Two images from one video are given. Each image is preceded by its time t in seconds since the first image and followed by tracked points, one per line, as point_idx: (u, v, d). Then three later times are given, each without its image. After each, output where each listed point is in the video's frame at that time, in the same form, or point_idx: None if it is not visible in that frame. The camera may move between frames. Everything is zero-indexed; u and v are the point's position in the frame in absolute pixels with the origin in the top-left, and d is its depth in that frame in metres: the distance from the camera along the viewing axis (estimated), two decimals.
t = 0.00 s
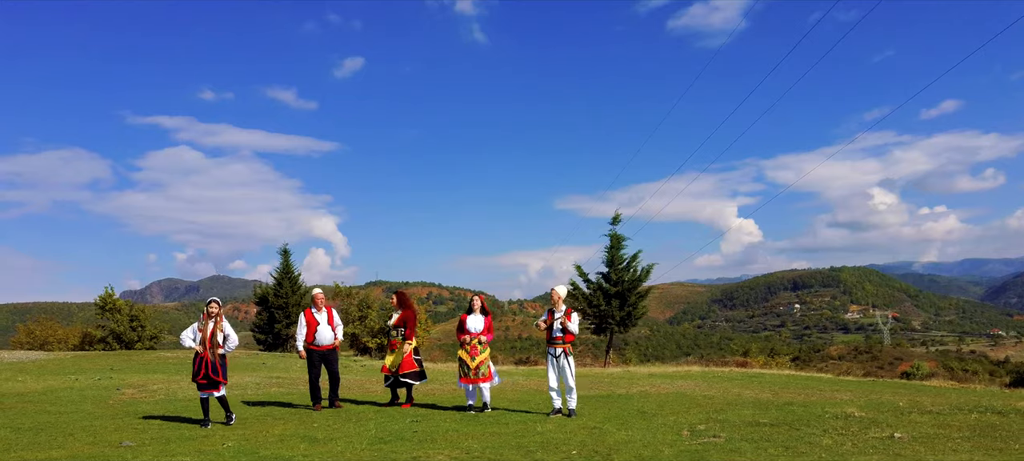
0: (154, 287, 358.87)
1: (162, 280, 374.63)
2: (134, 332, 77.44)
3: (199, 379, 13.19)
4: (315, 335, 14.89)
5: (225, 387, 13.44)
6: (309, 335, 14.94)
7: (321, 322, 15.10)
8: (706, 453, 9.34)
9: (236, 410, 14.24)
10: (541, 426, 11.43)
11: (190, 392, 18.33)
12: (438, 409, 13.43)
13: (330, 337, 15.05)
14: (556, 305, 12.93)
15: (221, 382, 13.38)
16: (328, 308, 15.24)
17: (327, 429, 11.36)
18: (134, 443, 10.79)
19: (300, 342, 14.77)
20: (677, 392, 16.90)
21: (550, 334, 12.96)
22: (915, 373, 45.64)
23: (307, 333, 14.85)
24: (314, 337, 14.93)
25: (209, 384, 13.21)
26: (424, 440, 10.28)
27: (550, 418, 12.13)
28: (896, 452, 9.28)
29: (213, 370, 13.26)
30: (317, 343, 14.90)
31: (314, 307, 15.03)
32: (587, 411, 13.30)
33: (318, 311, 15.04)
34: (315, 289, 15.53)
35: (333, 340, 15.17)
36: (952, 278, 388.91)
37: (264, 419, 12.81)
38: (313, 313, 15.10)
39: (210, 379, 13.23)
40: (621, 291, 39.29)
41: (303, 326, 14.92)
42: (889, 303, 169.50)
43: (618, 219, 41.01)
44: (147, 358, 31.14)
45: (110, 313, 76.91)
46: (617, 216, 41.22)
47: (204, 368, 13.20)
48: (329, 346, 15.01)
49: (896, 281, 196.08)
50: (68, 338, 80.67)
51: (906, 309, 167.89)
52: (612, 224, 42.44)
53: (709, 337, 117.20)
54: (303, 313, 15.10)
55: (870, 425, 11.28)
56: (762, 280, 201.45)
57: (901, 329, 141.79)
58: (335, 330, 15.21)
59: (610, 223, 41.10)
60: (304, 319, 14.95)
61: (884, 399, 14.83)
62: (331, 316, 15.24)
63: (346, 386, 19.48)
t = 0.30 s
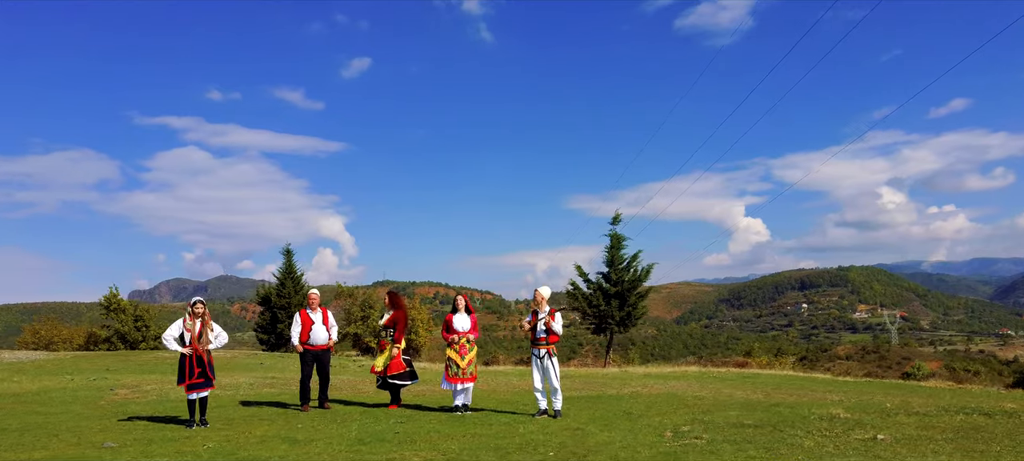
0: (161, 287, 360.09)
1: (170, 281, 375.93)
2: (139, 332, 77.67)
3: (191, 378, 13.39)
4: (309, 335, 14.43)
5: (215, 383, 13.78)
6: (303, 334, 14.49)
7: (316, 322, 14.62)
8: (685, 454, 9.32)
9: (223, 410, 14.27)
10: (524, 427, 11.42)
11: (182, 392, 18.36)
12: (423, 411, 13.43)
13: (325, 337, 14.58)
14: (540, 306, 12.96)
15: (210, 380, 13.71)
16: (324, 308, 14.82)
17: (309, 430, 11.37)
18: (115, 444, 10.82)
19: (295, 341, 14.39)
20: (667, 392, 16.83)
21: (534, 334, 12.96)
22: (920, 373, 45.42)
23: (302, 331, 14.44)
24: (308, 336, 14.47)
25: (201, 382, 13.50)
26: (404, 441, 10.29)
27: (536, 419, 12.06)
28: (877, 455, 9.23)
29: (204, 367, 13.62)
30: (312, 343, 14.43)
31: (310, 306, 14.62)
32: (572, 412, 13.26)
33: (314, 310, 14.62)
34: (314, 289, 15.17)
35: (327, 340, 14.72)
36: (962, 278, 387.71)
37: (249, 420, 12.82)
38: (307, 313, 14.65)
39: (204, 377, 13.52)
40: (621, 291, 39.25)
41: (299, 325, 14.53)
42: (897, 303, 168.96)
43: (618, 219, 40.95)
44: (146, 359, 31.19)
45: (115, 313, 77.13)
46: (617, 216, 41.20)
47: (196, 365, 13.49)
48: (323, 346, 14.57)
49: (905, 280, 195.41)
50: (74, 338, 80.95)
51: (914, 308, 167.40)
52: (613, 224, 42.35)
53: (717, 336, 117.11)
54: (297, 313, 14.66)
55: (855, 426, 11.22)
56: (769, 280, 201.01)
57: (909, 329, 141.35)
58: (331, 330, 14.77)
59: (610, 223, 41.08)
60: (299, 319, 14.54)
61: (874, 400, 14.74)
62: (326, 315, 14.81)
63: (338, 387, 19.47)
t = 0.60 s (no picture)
0: (170, 287, 361.12)
1: (178, 281, 377.06)
2: (144, 332, 77.78)
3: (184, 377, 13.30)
4: (304, 335, 14.18)
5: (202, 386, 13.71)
6: (299, 335, 14.25)
7: (311, 323, 14.39)
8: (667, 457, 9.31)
9: (213, 412, 14.21)
10: (509, 428, 11.39)
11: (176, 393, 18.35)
12: (412, 412, 13.40)
13: (319, 338, 14.29)
14: (525, 307, 13.03)
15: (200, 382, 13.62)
16: (320, 310, 14.58)
17: (294, 432, 11.35)
18: (101, 445, 10.82)
19: (289, 341, 14.12)
20: (659, 393, 16.78)
21: (520, 335, 13.02)
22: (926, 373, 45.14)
23: (297, 332, 14.18)
24: (303, 337, 14.23)
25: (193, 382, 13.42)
26: (388, 442, 10.27)
27: (522, 421, 12.03)
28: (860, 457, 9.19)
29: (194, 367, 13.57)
30: (307, 343, 14.19)
31: (306, 307, 14.41)
32: (560, 413, 13.24)
33: (310, 311, 14.40)
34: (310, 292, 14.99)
35: (322, 341, 14.46)
36: (972, 278, 385.68)
37: (239, 421, 12.82)
38: (304, 314, 14.47)
39: (195, 377, 13.46)
40: (621, 291, 39.21)
41: (294, 325, 14.24)
42: (905, 302, 168.23)
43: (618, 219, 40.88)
44: (147, 359, 31.22)
45: (120, 313, 77.27)
46: (617, 215, 41.12)
47: (189, 365, 13.46)
48: (317, 347, 14.30)
49: (913, 280, 194.57)
50: (80, 338, 81.13)
51: (923, 307, 166.67)
52: (613, 224, 42.28)
53: (725, 336, 116.73)
54: (294, 313, 14.45)
55: (842, 428, 11.17)
56: (777, 279, 200.39)
57: (917, 328, 140.81)
58: (326, 332, 14.49)
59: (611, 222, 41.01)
60: (295, 319, 14.29)
61: (866, 401, 14.66)
62: (322, 317, 14.54)
63: (331, 388, 19.44)
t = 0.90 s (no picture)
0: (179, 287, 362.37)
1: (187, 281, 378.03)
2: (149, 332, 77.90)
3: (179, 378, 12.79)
4: (295, 336, 13.37)
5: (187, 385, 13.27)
6: (288, 335, 13.45)
7: (301, 324, 13.56)
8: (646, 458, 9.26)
9: (202, 412, 14.19)
10: (493, 428, 11.36)
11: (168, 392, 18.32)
12: (400, 412, 13.34)
13: (310, 339, 13.47)
14: (512, 307, 13.01)
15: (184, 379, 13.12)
16: (313, 309, 13.77)
17: (277, 432, 11.32)
18: (82, 446, 10.81)
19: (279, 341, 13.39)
20: (651, 393, 16.72)
21: (506, 336, 13.01)
22: (930, 373, 44.92)
23: (288, 331, 13.43)
24: (294, 336, 13.42)
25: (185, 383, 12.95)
26: (368, 442, 10.22)
27: (507, 421, 11.98)
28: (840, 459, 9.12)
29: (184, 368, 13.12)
30: (297, 345, 13.37)
31: (297, 306, 13.60)
32: (547, 412, 13.22)
33: (300, 312, 13.61)
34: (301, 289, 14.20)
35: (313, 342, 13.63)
36: (982, 277, 383.87)
37: (225, 421, 12.77)
38: (295, 313, 13.66)
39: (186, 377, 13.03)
40: (622, 291, 39.16)
41: (284, 324, 13.48)
42: (914, 302, 167.51)
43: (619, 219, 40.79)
44: (147, 359, 31.21)
45: (125, 313, 77.42)
46: (618, 215, 41.08)
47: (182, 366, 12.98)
48: (307, 348, 13.47)
49: (922, 279, 193.70)
50: (86, 338, 81.32)
51: (932, 307, 166.00)
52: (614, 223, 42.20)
53: (733, 335, 116.36)
54: (285, 314, 13.66)
55: (828, 428, 11.09)
56: (785, 279, 199.82)
57: (926, 327, 140.18)
58: (318, 333, 13.65)
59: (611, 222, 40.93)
60: (285, 320, 13.54)
61: (857, 401, 14.57)
62: (315, 317, 13.72)
63: (324, 388, 19.40)
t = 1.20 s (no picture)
0: (188, 287, 363.65)
1: (197, 281, 379.34)
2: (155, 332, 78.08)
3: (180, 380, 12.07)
4: (287, 337, 13.27)
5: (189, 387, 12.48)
6: (280, 336, 13.30)
7: (294, 324, 13.46)
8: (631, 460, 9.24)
9: (196, 412, 14.21)
10: (481, 430, 11.32)
11: (165, 393, 18.37)
12: (392, 413, 13.28)
13: (302, 340, 13.42)
14: (506, 307, 12.92)
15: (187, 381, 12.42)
16: (305, 310, 13.68)
17: (266, 434, 11.32)
18: (72, 446, 10.85)
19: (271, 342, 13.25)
20: (646, 394, 16.65)
21: (500, 336, 12.90)
22: (937, 374, 44.62)
23: (280, 332, 13.28)
24: (286, 337, 13.32)
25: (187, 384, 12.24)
26: (354, 444, 10.23)
27: (496, 422, 11.93)
28: None
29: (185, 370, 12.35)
30: (289, 345, 13.30)
31: (290, 306, 13.44)
32: (539, 414, 13.16)
33: (293, 312, 13.47)
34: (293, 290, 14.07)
35: (305, 343, 13.59)
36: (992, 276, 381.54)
37: (216, 422, 12.80)
38: (287, 313, 13.49)
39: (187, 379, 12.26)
40: (624, 291, 39.10)
41: (276, 324, 13.34)
42: (924, 301, 166.57)
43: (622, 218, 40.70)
44: (150, 359, 31.28)
45: (132, 313, 77.60)
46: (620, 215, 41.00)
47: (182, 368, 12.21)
48: (300, 349, 13.43)
49: (932, 278, 192.65)
50: (93, 338, 81.63)
51: (942, 306, 165.04)
52: (617, 223, 42.10)
53: (741, 334, 115.98)
54: (277, 313, 13.44)
55: (818, 430, 11.03)
56: (794, 278, 198.98)
57: (935, 327, 139.36)
58: (310, 334, 13.61)
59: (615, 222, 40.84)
60: (277, 319, 13.34)
61: (853, 402, 14.48)
62: (307, 318, 13.62)
63: (321, 389, 19.41)
